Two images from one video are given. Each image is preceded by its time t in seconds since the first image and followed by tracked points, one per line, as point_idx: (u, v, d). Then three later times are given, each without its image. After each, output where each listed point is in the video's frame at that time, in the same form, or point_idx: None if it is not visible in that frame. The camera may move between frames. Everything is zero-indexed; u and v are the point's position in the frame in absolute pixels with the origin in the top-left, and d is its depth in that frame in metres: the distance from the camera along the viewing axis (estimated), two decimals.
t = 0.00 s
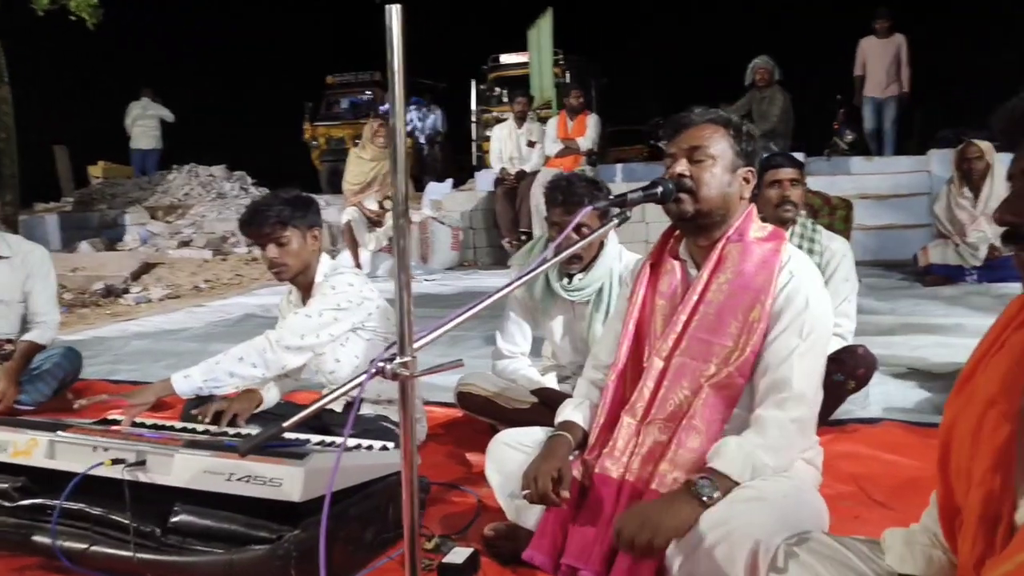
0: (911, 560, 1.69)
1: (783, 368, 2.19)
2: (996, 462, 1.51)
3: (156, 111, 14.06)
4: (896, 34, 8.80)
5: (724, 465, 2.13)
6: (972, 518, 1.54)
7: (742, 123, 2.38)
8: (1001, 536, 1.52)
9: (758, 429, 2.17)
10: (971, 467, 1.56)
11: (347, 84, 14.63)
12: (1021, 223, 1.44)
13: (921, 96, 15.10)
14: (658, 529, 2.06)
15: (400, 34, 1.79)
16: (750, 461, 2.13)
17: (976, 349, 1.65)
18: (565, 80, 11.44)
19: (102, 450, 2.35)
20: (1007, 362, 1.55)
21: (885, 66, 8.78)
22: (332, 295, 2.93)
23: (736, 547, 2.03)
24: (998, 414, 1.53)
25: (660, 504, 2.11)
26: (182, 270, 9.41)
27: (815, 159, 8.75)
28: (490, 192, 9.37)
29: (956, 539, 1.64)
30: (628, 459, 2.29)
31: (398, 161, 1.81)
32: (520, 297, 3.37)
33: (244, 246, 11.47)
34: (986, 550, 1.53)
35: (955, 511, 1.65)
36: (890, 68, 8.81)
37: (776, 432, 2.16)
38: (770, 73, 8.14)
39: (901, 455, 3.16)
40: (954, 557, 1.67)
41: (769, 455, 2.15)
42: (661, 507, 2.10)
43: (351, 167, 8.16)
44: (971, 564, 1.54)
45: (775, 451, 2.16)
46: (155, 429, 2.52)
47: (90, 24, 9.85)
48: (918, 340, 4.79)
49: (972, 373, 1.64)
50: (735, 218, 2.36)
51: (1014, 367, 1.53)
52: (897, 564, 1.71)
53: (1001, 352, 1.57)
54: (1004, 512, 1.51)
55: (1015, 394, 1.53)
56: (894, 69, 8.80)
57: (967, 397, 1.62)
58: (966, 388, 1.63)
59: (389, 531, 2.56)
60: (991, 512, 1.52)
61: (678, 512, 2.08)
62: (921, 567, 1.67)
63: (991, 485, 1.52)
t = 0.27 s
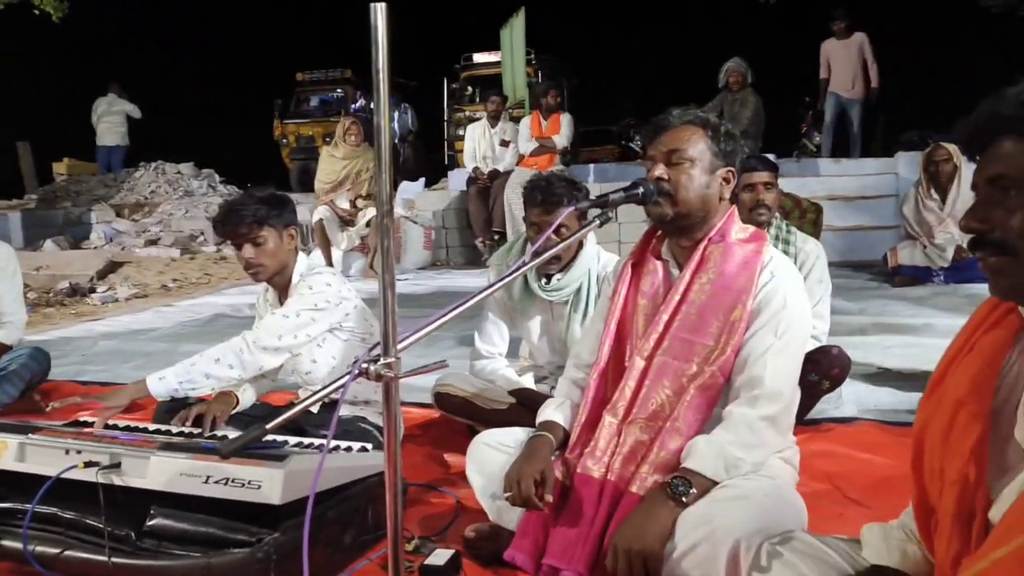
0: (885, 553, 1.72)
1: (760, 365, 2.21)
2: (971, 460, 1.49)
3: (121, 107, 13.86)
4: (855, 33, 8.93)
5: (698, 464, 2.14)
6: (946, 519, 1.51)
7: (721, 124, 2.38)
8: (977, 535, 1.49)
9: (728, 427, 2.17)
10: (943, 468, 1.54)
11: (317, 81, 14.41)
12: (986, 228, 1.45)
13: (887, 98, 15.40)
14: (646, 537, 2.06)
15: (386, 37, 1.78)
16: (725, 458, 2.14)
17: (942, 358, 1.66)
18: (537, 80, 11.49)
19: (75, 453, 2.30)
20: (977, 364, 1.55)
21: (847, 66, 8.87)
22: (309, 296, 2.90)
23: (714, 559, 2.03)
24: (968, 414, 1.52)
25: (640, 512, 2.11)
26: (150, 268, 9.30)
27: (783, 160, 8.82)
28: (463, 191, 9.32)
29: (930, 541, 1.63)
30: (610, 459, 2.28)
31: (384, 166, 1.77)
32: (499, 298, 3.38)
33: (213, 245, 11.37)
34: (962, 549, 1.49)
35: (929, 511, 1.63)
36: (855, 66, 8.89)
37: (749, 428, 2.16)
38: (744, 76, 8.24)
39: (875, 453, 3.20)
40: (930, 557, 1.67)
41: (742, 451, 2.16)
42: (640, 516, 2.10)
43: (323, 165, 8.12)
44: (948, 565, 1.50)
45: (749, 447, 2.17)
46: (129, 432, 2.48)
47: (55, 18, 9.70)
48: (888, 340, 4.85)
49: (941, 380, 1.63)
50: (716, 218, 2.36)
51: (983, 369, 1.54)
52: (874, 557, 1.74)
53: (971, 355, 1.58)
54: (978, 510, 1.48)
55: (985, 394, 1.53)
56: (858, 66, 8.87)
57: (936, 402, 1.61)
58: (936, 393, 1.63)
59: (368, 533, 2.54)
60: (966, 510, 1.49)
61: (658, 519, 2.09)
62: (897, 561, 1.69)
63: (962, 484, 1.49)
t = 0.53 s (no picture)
0: (865, 552, 1.74)
1: (738, 363, 2.23)
2: (948, 456, 1.51)
3: (89, 104, 13.66)
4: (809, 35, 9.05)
5: (676, 462, 2.16)
6: (923, 516, 1.53)
7: (698, 126, 2.39)
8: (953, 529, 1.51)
9: (705, 424, 2.19)
10: (919, 466, 1.57)
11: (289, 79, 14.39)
12: (956, 230, 1.45)
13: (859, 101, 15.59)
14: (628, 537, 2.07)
15: (371, 34, 1.74)
16: (702, 457, 2.16)
17: (916, 362, 1.68)
18: (513, 79, 11.48)
19: (51, 453, 2.28)
20: (950, 365, 1.58)
21: (805, 66, 8.97)
22: (287, 296, 2.88)
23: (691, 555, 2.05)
24: (943, 414, 1.55)
25: (620, 511, 2.13)
26: (120, 267, 9.19)
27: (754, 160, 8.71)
28: (438, 191, 9.31)
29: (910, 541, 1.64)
30: (592, 457, 2.29)
31: (367, 166, 1.74)
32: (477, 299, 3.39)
33: (185, 244, 11.26)
34: (939, 545, 1.52)
35: (907, 508, 1.66)
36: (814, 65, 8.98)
37: (726, 427, 2.18)
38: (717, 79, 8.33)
39: (848, 452, 3.25)
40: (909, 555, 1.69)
41: (719, 449, 2.18)
42: (621, 514, 2.12)
43: (297, 164, 8.07)
44: (925, 560, 1.52)
45: (727, 446, 2.19)
46: (105, 432, 2.45)
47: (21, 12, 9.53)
48: (859, 340, 4.92)
49: (916, 382, 1.66)
50: (698, 220, 2.38)
51: (957, 370, 1.57)
52: (853, 556, 1.76)
53: (944, 357, 1.61)
54: (955, 505, 1.50)
55: (959, 394, 1.55)
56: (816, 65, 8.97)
57: (912, 403, 1.64)
58: (911, 395, 1.65)
59: (348, 533, 2.54)
60: (942, 506, 1.51)
61: (637, 517, 2.10)
62: (876, 558, 1.72)
63: (940, 481, 1.52)
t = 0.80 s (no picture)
0: (873, 560, 1.71)
1: (736, 361, 2.26)
2: (948, 453, 1.53)
3: (82, 101, 13.62)
4: (796, 30, 9.11)
5: (673, 459, 2.18)
6: (924, 514, 1.56)
7: (693, 127, 2.40)
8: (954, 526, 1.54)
9: (704, 422, 2.21)
10: (923, 465, 1.58)
11: (285, 78, 14.41)
12: (953, 227, 1.47)
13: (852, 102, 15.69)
14: (625, 532, 2.10)
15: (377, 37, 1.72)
16: (699, 455, 2.18)
17: (917, 363, 1.71)
18: (508, 80, 11.50)
19: (52, 451, 2.28)
20: (951, 365, 1.61)
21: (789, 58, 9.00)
22: (286, 295, 2.90)
23: (687, 548, 2.07)
24: (944, 414, 1.57)
25: (619, 508, 2.15)
26: (114, 265, 9.18)
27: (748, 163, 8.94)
28: (433, 190, 9.35)
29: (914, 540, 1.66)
30: (592, 455, 2.31)
31: (373, 164, 1.73)
32: (476, 298, 3.42)
33: (180, 242, 11.26)
34: (941, 543, 1.54)
35: (909, 505, 1.68)
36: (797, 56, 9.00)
37: (724, 425, 2.20)
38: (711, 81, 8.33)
39: (843, 451, 3.28)
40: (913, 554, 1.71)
41: (716, 448, 2.20)
42: (620, 511, 2.14)
43: (292, 163, 8.08)
44: (927, 557, 1.54)
45: (724, 444, 2.21)
46: (105, 430, 2.45)
47: (15, 9, 9.52)
48: (854, 340, 4.95)
49: (917, 382, 1.68)
50: (698, 220, 2.40)
51: (956, 370, 1.60)
52: (860, 563, 1.73)
53: (944, 357, 1.63)
54: (955, 501, 1.54)
55: (958, 393, 1.58)
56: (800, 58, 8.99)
57: (914, 403, 1.66)
58: (912, 396, 1.68)
59: (348, 531, 2.54)
60: (944, 502, 1.54)
61: (635, 514, 2.12)
62: (883, 564, 1.69)
63: (940, 480, 1.54)
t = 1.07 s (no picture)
0: (883, 558, 1.72)
1: (739, 360, 2.25)
2: (959, 453, 1.54)
3: (86, 99, 13.62)
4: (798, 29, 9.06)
5: (676, 460, 2.18)
6: (935, 514, 1.57)
7: (693, 125, 2.39)
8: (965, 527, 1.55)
9: (708, 422, 2.21)
10: (933, 465, 1.59)
11: (288, 77, 14.42)
12: (964, 225, 1.47)
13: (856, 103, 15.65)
14: (630, 533, 2.10)
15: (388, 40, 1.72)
16: (704, 456, 2.18)
17: (930, 362, 1.71)
18: (511, 79, 11.48)
19: (59, 449, 2.28)
20: (962, 366, 1.61)
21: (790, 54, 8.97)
22: (292, 295, 2.89)
23: (690, 551, 2.10)
24: (956, 415, 1.57)
25: (622, 510, 2.15)
26: (118, 263, 9.19)
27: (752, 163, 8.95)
28: (436, 190, 9.33)
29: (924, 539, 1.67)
30: (598, 454, 2.31)
31: (383, 162, 1.72)
32: (481, 298, 3.42)
33: (183, 241, 11.26)
34: (950, 542, 1.56)
35: (918, 506, 1.69)
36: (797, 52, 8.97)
37: (729, 424, 2.20)
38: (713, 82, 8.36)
39: (847, 452, 3.28)
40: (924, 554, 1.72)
41: (720, 448, 2.19)
42: (624, 512, 2.14)
43: (296, 163, 8.08)
44: (937, 556, 1.56)
45: (729, 444, 2.20)
46: (113, 428, 2.45)
47: (19, 7, 9.52)
48: (858, 341, 4.95)
49: (930, 383, 1.69)
50: (702, 219, 2.39)
51: (967, 371, 1.60)
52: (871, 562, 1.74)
53: (957, 357, 1.63)
54: (966, 502, 1.54)
55: (970, 393, 1.58)
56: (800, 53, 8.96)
57: (925, 404, 1.66)
58: (925, 396, 1.68)
59: (355, 529, 2.55)
60: (953, 502, 1.55)
61: (639, 514, 2.12)
62: (894, 563, 1.70)
63: (950, 480, 1.55)
